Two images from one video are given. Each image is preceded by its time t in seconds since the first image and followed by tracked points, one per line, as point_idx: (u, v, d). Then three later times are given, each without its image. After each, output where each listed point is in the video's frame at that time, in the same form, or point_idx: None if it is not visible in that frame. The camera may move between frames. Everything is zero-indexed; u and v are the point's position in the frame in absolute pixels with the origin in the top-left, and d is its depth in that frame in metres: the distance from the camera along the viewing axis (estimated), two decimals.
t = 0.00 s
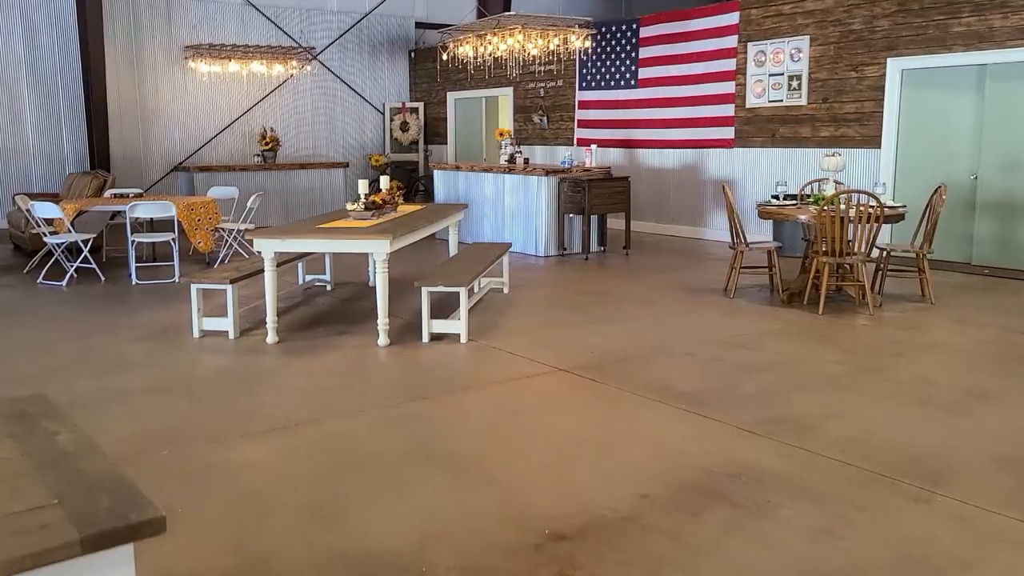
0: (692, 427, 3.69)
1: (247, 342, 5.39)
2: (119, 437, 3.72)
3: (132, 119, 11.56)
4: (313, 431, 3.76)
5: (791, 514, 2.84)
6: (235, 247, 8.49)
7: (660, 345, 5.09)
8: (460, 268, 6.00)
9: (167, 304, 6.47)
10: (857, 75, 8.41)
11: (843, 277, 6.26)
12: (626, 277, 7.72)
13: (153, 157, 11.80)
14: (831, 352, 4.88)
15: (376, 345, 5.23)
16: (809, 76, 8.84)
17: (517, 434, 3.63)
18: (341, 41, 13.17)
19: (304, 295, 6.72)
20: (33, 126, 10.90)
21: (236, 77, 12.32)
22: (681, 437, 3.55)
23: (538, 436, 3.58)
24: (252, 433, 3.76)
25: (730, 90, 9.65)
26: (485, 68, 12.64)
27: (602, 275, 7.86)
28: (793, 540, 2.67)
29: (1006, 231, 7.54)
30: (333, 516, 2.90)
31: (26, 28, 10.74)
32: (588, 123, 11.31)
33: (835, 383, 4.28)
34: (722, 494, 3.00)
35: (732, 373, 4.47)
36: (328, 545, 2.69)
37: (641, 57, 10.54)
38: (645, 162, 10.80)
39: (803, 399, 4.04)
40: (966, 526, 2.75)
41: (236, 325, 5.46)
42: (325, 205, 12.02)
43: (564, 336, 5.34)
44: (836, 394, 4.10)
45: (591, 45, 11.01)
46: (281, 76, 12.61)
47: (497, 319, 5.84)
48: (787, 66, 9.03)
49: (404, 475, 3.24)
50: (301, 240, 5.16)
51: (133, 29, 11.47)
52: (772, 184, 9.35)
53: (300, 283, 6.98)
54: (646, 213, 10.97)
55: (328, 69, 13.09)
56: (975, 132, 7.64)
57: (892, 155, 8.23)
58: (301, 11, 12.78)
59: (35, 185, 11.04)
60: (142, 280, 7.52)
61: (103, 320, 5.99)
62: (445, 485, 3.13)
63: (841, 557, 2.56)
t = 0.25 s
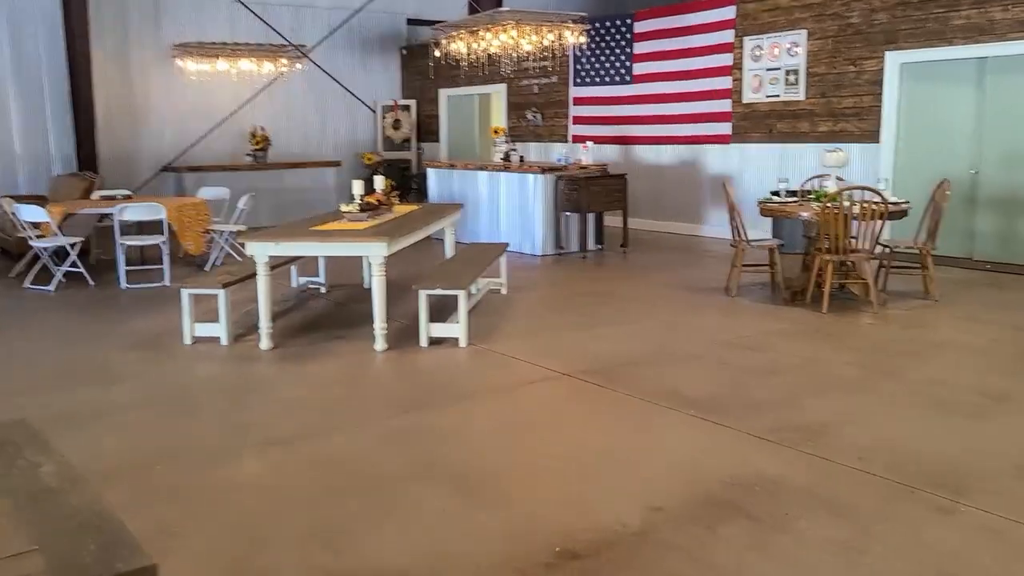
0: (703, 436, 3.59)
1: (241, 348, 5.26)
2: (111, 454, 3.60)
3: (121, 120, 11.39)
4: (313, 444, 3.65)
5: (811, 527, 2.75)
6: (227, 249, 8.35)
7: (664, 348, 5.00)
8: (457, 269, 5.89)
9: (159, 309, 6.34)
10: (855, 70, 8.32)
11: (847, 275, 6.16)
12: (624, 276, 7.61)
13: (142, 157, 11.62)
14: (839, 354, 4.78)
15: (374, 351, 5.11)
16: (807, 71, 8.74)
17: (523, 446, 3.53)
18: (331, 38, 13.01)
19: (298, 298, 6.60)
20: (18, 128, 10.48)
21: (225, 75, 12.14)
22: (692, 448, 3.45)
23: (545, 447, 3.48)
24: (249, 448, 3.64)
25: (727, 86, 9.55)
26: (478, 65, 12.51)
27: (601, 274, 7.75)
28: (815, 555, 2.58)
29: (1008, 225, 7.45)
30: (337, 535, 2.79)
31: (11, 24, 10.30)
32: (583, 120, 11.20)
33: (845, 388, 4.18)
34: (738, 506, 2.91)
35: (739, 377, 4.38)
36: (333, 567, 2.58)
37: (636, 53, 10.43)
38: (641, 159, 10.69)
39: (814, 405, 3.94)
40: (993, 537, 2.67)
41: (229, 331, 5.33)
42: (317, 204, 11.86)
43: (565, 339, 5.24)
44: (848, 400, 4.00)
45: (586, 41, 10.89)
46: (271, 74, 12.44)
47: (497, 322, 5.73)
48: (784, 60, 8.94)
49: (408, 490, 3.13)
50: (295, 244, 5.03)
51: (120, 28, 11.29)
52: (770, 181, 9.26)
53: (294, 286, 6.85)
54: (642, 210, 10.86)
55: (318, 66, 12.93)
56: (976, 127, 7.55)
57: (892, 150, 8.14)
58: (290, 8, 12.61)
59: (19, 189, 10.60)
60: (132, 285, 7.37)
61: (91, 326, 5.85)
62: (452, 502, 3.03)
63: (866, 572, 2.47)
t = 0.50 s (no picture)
0: (706, 443, 3.50)
1: (231, 356, 5.15)
2: (97, 470, 3.49)
3: (107, 124, 11.23)
4: (306, 456, 3.54)
5: (823, 539, 2.66)
6: (216, 254, 8.23)
7: (663, 351, 4.91)
8: (451, 273, 5.79)
9: (147, 317, 6.21)
10: (849, 66, 8.25)
11: (845, 274, 6.09)
12: (619, 277, 7.53)
13: (130, 161, 11.48)
14: (840, 356, 4.70)
15: (367, 357, 5.00)
16: (800, 68, 8.67)
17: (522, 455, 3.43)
18: (320, 40, 12.89)
19: (290, 304, 6.49)
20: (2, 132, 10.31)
21: (213, 77, 12.01)
22: (695, 455, 3.36)
23: (545, 458, 3.38)
24: (240, 461, 3.53)
25: (720, 84, 9.47)
26: (468, 65, 12.41)
27: (595, 275, 7.66)
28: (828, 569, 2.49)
29: (1005, 222, 7.39)
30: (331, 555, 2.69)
31: None
32: (575, 119, 11.11)
33: (849, 391, 4.10)
34: (746, 518, 2.82)
35: (741, 381, 4.29)
36: None
37: (627, 51, 10.35)
38: (634, 158, 10.61)
39: (818, 409, 3.85)
40: (1010, 547, 2.58)
41: (218, 339, 5.22)
42: (307, 208, 11.75)
43: (562, 343, 5.14)
44: (853, 404, 3.92)
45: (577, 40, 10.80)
46: (260, 76, 12.31)
47: (492, 326, 5.63)
48: (777, 57, 8.86)
49: (405, 506, 3.03)
50: (285, 249, 4.92)
51: (105, 30, 11.14)
52: (765, 179, 9.19)
53: (285, 292, 6.74)
54: (635, 210, 10.78)
55: (307, 68, 12.81)
56: (972, 123, 7.48)
57: (887, 147, 8.07)
58: (278, 9, 12.48)
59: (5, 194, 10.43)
60: (119, 292, 7.24)
61: (78, 335, 5.73)
62: (450, 517, 2.93)
63: None
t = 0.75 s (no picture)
0: (719, 456, 3.36)
1: (224, 367, 5.00)
2: (84, 487, 3.34)
3: (100, 128, 11.08)
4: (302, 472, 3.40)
5: (849, 560, 2.52)
6: (209, 260, 8.08)
7: (669, 359, 4.77)
8: (450, 278, 5.65)
9: (139, 325, 6.06)
10: (852, 66, 8.13)
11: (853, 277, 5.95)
12: (621, 282, 7.39)
13: (122, 166, 11.32)
14: (853, 362, 4.57)
15: (365, 367, 4.86)
16: (802, 67, 8.55)
17: (528, 470, 3.29)
18: (314, 43, 12.75)
19: (285, 312, 6.35)
20: None
21: (206, 81, 11.86)
22: (710, 470, 3.22)
23: (553, 473, 3.24)
24: (234, 477, 3.40)
25: (721, 84, 9.35)
26: (465, 67, 12.28)
27: (597, 279, 7.53)
28: None
29: (1013, 222, 7.26)
30: None
31: None
32: (573, 121, 10.99)
33: (864, 399, 3.96)
34: (768, 537, 2.68)
35: (753, 388, 4.15)
36: None
37: (626, 52, 10.23)
38: (633, 160, 10.49)
39: (834, 419, 3.72)
40: None
41: (211, 348, 5.07)
42: (303, 213, 11.61)
43: (565, 351, 5.00)
44: (869, 413, 3.78)
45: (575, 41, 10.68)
46: (254, 80, 12.17)
47: (492, 333, 5.49)
48: (778, 57, 8.74)
49: (407, 526, 2.88)
50: (280, 256, 4.77)
51: (97, 34, 10.98)
52: (767, 181, 9.07)
53: (280, 299, 6.59)
54: (635, 212, 10.65)
55: (302, 71, 12.67)
56: (978, 122, 7.36)
57: (891, 148, 7.95)
58: (272, 12, 12.35)
59: None
60: (111, 300, 7.08)
61: (66, 345, 5.58)
62: (455, 537, 2.79)
63: None
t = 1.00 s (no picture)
0: (726, 469, 3.25)
1: (216, 372, 4.88)
2: (69, 501, 3.23)
3: (92, 127, 10.95)
4: (294, 484, 3.29)
5: None
6: (203, 261, 7.96)
7: (672, 365, 4.66)
8: (448, 281, 5.54)
9: (130, 329, 5.94)
10: (855, 65, 8.03)
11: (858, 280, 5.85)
12: (621, 283, 7.29)
13: (116, 165, 11.19)
14: (860, 369, 4.47)
15: (360, 373, 4.74)
16: (804, 67, 8.44)
17: (528, 483, 3.18)
18: (310, 41, 12.62)
19: (279, 315, 6.23)
20: None
21: (201, 79, 11.74)
22: (716, 484, 3.11)
23: (554, 488, 3.12)
24: (222, 490, 3.27)
25: (721, 84, 9.24)
26: (463, 66, 12.17)
27: (596, 281, 7.42)
28: None
29: (1019, 224, 7.16)
30: None
31: None
32: (572, 120, 10.87)
33: (873, 408, 3.86)
34: (778, 558, 2.57)
35: (758, 397, 4.04)
36: None
37: (625, 51, 10.12)
38: (632, 160, 10.38)
39: (843, 429, 3.61)
40: None
41: (203, 353, 4.95)
42: (299, 214, 11.49)
43: (565, 357, 4.89)
44: (879, 423, 3.67)
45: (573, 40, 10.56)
46: (249, 78, 12.04)
47: (490, 338, 5.38)
48: (780, 56, 8.64)
49: (401, 544, 2.76)
50: (273, 259, 4.66)
51: (90, 31, 10.85)
52: (768, 182, 8.97)
53: (274, 301, 6.48)
54: (635, 212, 10.54)
55: (298, 70, 12.54)
56: (983, 122, 7.26)
57: (895, 148, 7.85)
58: (268, 10, 12.21)
59: None
60: (102, 301, 6.96)
61: (55, 349, 5.46)
62: (453, 556, 2.67)
63: None
